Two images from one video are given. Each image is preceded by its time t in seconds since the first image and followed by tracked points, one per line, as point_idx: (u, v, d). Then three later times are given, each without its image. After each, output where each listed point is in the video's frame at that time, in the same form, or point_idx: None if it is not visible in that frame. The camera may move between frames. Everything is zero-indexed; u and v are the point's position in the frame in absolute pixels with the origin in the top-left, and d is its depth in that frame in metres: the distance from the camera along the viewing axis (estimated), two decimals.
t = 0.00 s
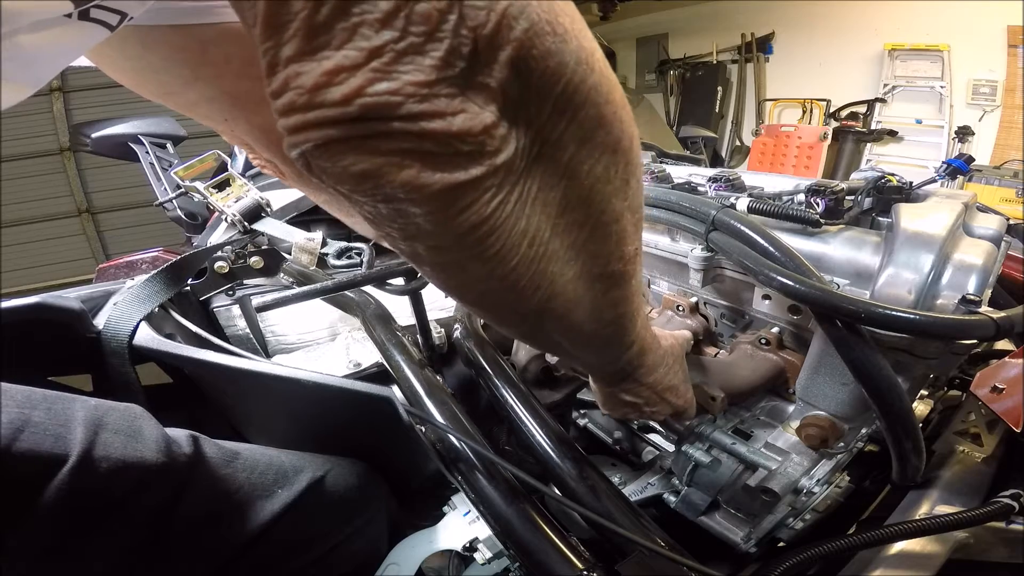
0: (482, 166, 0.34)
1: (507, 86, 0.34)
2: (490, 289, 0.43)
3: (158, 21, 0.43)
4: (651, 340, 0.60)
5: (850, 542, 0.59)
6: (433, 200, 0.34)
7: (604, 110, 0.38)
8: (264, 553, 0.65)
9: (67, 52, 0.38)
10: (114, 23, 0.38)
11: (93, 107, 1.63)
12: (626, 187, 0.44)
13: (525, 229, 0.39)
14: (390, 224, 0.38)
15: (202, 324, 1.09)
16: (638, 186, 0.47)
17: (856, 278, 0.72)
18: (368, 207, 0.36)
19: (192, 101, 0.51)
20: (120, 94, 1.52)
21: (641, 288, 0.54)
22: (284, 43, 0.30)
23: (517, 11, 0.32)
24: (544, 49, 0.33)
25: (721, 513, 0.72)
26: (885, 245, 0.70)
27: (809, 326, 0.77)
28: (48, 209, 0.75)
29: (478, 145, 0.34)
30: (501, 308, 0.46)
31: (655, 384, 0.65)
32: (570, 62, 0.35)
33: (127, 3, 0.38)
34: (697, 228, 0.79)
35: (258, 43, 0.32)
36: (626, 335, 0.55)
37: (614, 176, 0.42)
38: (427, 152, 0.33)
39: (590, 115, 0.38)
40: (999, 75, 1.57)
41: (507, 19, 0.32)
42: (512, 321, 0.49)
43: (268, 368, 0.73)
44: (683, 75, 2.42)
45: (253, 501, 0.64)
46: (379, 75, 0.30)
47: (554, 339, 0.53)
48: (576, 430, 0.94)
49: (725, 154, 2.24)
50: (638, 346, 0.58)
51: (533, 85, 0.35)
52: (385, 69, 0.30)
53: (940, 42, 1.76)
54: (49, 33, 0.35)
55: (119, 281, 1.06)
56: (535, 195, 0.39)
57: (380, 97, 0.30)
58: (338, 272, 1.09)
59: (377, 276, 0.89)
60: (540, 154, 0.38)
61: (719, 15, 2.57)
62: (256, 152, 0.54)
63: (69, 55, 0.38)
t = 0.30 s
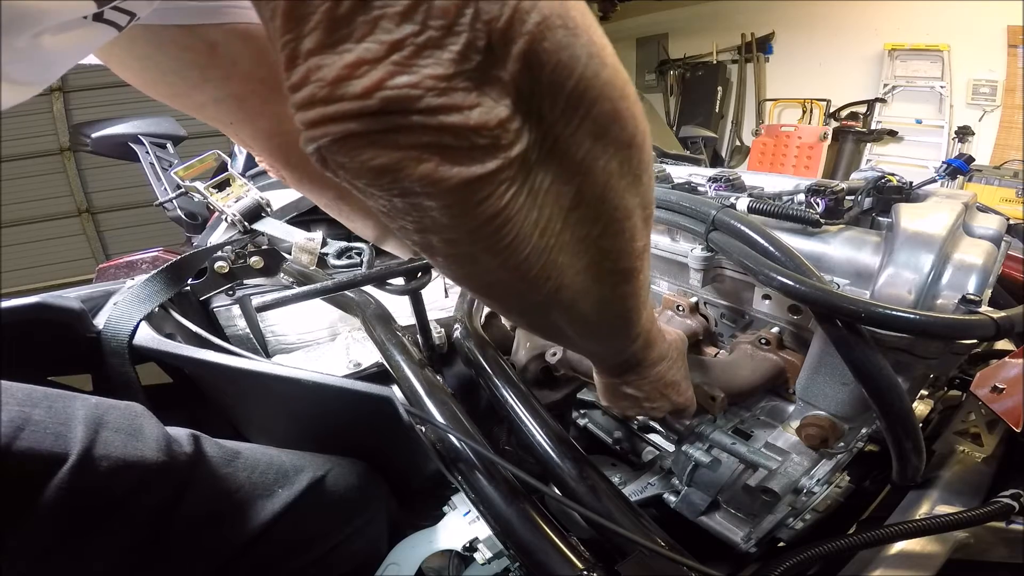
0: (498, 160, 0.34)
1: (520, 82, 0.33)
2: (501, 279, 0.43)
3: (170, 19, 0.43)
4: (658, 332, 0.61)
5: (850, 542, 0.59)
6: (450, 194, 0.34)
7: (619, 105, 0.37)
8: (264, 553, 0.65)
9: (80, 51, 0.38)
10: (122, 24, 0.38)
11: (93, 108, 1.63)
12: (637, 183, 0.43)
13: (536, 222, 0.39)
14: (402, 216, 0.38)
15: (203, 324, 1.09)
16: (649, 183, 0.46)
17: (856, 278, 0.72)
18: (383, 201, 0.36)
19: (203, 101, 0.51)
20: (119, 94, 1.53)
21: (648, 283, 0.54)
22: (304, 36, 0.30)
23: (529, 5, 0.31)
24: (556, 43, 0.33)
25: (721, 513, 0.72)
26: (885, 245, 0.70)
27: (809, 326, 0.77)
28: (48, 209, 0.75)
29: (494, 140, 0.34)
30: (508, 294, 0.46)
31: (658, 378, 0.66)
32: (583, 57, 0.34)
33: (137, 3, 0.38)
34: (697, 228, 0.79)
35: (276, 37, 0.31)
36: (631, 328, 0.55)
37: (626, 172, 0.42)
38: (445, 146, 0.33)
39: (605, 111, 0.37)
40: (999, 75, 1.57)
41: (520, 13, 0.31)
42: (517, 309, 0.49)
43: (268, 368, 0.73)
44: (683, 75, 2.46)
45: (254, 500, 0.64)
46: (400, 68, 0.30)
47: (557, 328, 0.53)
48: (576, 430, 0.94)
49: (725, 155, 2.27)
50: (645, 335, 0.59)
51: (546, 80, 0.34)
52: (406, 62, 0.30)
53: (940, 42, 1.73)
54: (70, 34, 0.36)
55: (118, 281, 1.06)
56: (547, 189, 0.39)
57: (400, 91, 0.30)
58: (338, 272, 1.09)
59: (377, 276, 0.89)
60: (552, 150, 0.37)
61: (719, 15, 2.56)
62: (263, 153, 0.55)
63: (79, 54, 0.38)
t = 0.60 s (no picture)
0: (473, 152, 0.33)
1: (499, 71, 0.33)
2: (486, 282, 0.43)
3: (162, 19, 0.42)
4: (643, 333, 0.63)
5: (850, 541, 0.59)
6: (421, 189, 0.33)
7: (604, 97, 0.38)
8: (264, 553, 0.65)
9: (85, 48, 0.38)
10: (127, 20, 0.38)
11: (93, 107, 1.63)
12: (624, 179, 0.44)
13: (517, 220, 0.39)
14: (378, 215, 0.37)
15: (203, 324, 1.09)
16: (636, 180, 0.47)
17: (856, 278, 0.72)
18: (354, 198, 0.36)
19: (186, 106, 0.50)
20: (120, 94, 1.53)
21: (634, 284, 0.54)
22: (265, 20, 0.29)
23: None
24: (539, 28, 0.33)
25: (721, 513, 0.72)
26: (885, 245, 0.70)
27: (809, 326, 0.77)
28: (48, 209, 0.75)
29: (467, 132, 0.33)
30: (489, 296, 0.46)
31: (645, 378, 0.67)
32: (567, 47, 0.34)
33: (141, 0, 0.37)
34: (697, 228, 0.79)
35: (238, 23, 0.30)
36: (617, 325, 0.56)
37: (612, 168, 0.42)
38: (413, 138, 0.32)
39: (589, 102, 0.37)
40: (999, 75, 1.57)
41: None
42: (499, 310, 0.49)
43: (268, 368, 0.73)
44: (683, 75, 2.54)
45: (254, 500, 0.64)
46: (365, 52, 0.29)
47: (539, 329, 0.53)
48: (576, 430, 0.94)
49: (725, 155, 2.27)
50: (630, 336, 0.60)
51: (529, 70, 0.34)
52: (372, 45, 0.29)
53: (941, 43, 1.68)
54: (77, 31, 0.36)
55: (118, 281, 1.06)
56: (530, 186, 0.38)
57: (365, 76, 0.29)
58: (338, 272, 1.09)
59: (376, 276, 0.89)
60: (536, 144, 0.37)
61: (719, 15, 2.56)
62: (248, 161, 0.54)
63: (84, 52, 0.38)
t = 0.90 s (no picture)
0: (460, 136, 0.33)
1: (491, 45, 0.32)
2: (480, 277, 0.43)
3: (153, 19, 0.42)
4: (645, 332, 0.63)
5: (850, 542, 0.59)
6: (407, 175, 0.33)
7: (605, 77, 0.37)
8: (264, 553, 0.65)
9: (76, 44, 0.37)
10: (118, 15, 0.37)
11: (93, 107, 1.63)
12: (626, 167, 0.44)
13: (514, 209, 0.39)
14: (364, 206, 0.37)
15: (203, 324, 1.09)
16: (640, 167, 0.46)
17: (856, 278, 0.72)
18: (337, 187, 0.36)
19: (177, 103, 0.49)
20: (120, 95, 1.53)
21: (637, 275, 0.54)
22: None
23: None
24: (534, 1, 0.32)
25: (721, 514, 0.72)
26: (885, 245, 0.70)
27: (809, 325, 0.77)
28: (48, 209, 0.75)
29: (454, 113, 0.32)
30: (485, 291, 0.46)
31: (647, 374, 0.68)
32: (565, 23, 0.33)
33: None
34: (697, 229, 0.79)
35: None
36: (623, 316, 0.56)
37: (612, 154, 0.41)
38: (395, 119, 0.31)
39: (589, 83, 0.36)
40: (999, 75, 1.57)
41: None
42: (496, 306, 0.49)
43: (269, 368, 0.74)
44: (683, 75, 2.53)
45: (254, 500, 0.64)
46: (339, 25, 0.29)
47: (537, 324, 0.53)
48: (576, 430, 0.93)
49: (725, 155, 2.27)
50: (635, 331, 0.60)
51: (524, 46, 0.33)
52: (347, 18, 0.29)
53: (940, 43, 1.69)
54: (72, 25, 0.35)
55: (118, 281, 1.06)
56: (527, 173, 0.38)
57: (338, 50, 0.29)
58: (338, 273, 1.08)
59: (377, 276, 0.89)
60: (534, 128, 0.37)
61: (719, 15, 2.56)
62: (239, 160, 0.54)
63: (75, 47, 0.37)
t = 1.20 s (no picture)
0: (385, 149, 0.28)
1: (420, 46, 0.26)
2: (428, 285, 0.39)
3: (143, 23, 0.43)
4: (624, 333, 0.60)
5: (850, 541, 0.59)
6: (327, 189, 0.29)
7: (553, 76, 0.30)
8: (265, 553, 0.65)
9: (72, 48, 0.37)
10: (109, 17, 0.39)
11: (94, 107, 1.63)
12: (588, 175, 0.38)
13: (455, 223, 0.34)
14: (296, 216, 0.33)
15: (202, 324, 1.09)
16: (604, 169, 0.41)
17: (856, 278, 0.72)
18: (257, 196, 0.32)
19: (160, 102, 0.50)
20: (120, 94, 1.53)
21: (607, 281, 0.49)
22: None
23: None
24: None
25: (721, 514, 0.72)
26: (886, 245, 0.70)
27: (809, 325, 0.77)
28: (48, 208, 0.75)
29: (373, 123, 0.27)
30: (434, 297, 0.42)
31: (620, 375, 0.63)
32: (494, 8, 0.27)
33: None
34: (697, 228, 0.79)
35: None
36: (593, 323, 0.51)
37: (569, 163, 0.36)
38: (302, 131, 0.27)
39: (533, 87, 0.30)
40: (999, 75, 1.58)
41: None
42: (452, 308, 0.45)
43: (269, 368, 0.73)
44: (683, 75, 2.50)
45: (255, 500, 0.64)
46: (234, 27, 0.24)
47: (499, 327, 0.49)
48: (576, 430, 0.94)
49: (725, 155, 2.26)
50: (602, 334, 0.55)
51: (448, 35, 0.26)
52: (244, 20, 0.24)
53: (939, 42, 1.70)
54: (71, 25, 0.36)
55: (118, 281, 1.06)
56: (467, 188, 0.32)
57: (232, 55, 0.24)
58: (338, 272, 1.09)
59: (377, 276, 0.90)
60: (473, 135, 0.31)
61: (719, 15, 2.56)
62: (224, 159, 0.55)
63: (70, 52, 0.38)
